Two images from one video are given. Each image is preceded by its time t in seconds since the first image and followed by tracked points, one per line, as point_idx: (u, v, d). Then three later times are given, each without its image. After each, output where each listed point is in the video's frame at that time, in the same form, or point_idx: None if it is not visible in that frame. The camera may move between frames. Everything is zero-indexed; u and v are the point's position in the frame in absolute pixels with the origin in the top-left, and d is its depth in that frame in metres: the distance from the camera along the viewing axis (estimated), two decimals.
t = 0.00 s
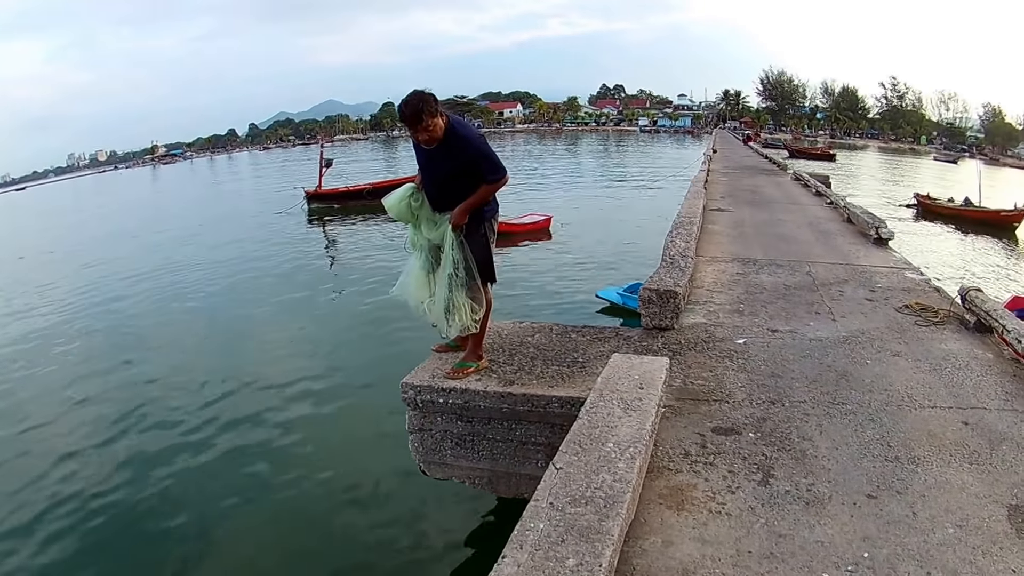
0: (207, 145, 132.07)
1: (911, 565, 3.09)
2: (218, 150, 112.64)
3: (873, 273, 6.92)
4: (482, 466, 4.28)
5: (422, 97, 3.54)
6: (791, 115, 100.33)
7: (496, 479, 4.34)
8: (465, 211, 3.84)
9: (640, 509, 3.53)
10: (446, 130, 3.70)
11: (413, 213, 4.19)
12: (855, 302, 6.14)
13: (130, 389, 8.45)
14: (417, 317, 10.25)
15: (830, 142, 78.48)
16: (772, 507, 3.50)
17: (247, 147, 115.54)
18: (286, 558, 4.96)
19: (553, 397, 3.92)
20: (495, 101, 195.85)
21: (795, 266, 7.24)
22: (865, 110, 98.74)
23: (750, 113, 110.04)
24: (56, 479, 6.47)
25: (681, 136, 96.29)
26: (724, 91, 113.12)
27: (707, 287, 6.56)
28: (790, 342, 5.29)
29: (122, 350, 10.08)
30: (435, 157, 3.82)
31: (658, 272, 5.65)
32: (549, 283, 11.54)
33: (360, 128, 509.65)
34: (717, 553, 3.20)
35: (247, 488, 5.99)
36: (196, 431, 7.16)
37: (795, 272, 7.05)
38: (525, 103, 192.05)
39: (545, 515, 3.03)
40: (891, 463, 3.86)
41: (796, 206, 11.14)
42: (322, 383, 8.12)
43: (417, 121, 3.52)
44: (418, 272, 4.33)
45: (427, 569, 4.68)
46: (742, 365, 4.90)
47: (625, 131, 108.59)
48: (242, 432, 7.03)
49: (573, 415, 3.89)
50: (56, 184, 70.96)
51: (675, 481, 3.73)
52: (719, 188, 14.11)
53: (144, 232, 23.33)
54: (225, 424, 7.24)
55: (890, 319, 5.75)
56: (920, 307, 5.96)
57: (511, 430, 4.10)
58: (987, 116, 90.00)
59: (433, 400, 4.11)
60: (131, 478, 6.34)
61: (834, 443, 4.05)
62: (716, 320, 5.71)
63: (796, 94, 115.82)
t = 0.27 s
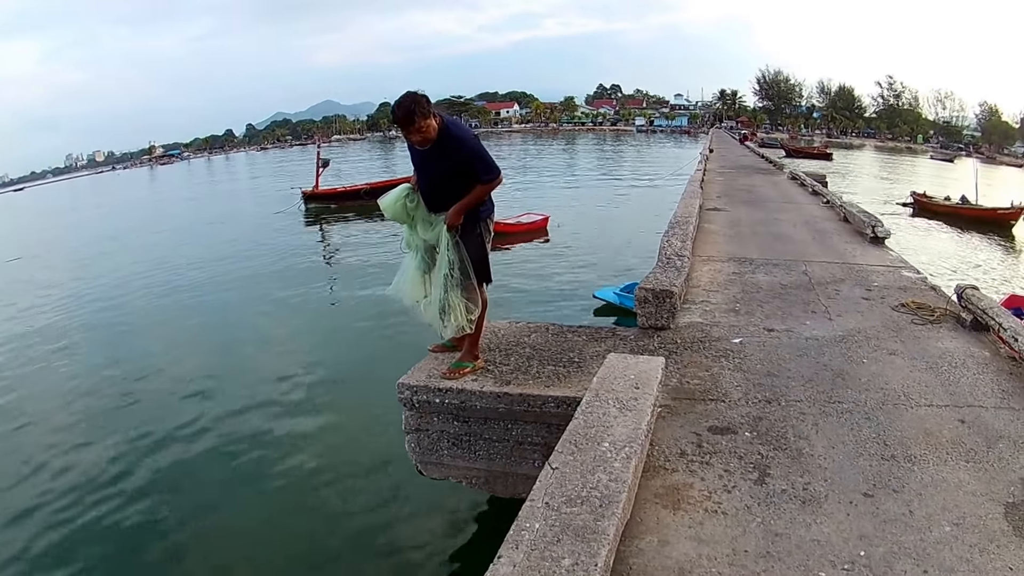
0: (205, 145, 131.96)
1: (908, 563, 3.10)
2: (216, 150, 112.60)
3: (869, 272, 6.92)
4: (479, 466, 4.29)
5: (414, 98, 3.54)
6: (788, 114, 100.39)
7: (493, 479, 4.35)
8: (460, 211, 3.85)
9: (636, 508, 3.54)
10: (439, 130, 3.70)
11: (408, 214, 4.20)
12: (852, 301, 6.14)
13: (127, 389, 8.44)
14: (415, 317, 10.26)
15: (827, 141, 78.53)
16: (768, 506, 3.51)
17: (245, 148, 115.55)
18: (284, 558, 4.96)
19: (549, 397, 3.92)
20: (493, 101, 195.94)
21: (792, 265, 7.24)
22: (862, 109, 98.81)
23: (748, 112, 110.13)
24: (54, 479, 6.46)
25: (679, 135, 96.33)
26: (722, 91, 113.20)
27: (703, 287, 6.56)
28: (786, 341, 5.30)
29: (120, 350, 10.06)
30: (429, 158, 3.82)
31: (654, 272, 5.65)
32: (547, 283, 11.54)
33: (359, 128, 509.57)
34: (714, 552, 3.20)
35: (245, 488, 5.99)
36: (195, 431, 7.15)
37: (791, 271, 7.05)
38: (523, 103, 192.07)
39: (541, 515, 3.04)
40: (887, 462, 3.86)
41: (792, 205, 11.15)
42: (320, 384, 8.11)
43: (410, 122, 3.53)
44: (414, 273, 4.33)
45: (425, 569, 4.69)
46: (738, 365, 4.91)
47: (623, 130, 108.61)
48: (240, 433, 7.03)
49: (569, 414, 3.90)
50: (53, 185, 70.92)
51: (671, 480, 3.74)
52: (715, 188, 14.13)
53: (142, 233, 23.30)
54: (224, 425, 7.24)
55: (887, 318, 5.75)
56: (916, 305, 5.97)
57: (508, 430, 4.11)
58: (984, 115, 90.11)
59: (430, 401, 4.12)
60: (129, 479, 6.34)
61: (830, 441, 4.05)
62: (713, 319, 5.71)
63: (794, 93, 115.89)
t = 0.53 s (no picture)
0: (204, 146, 131.89)
1: (906, 562, 3.10)
2: (215, 151, 112.57)
3: (867, 270, 6.92)
4: (477, 465, 4.30)
5: (407, 98, 3.55)
6: (787, 113, 100.38)
7: (491, 478, 4.36)
8: (457, 211, 3.85)
9: (633, 507, 3.55)
10: (433, 130, 3.71)
11: (405, 213, 4.19)
12: (849, 300, 6.15)
13: (127, 390, 8.44)
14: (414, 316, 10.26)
15: (825, 140, 78.50)
16: (765, 505, 3.51)
17: (244, 148, 115.48)
18: (283, 557, 4.97)
19: (546, 396, 3.93)
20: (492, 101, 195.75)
21: (789, 264, 7.24)
22: (860, 107, 98.80)
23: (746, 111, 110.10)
24: (54, 480, 6.46)
25: (677, 134, 96.29)
26: (720, 90, 113.16)
27: (700, 286, 6.56)
28: (783, 340, 5.30)
29: (119, 351, 10.06)
30: (424, 158, 3.83)
31: (651, 272, 5.66)
32: (545, 283, 11.53)
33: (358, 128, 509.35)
34: (711, 551, 3.20)
35: (245, 488, 6.00)
36: (194, 431, 7.15)
37: (789, 270, 7.05)
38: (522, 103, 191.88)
39: (538, 515, 3.04)
40: (884, 460, 3.87)
41: (789, 204, 11.15)
42: (319, 384, 8.12)
43: (403, 122, 3.53)
44: (411, 273, 4.34)
45: (424, 567, 4.71)
46: (734, 363, 4.91)
47: (621, 130, 108.59)
48: (240, 433, 7.04)
49: (566, 414, 3.91)
50: (51, 186, 70.88)
51: (668, 479, 3.75)
52: (713, 187, 14.13)
53: (140, 233, 23.28)
54: (223, 425, 7.25)
55: (884, 316, 5.76)
56: (913, 304, 5.97)
57: (505, 430, 4.12)
58: (983, 113, 90.14)
59: (427, 401, 4.13)
60: (129, 479, 6.35)
61: (827, 440, 4.06)
62: (710, 318, 5.72)
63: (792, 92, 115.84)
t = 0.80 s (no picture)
0: (204, 146, 131.97)
1: (904, 561, 3.11)
2: (215, 151, 112.67)
3: (865, 270, 6.92)
4: (475, 465, 4.31)
5: (403, 99, 3.57)
6: (786, 112, 100.35)
7: (489, 478, 4.37)
8: (454, 211, 3.87)
9: (631, 507, 3.55)
10: (430, 131, 3.72)
11: (403, 213, 4.20)
12: (847, 299, 6.15)
13: (127, 390, 8.44)
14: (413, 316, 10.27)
15: (825, 139, 78.49)
16: (764, 505, 3.52)
17: (244, 149, 115.58)
18: (283, 556, 4.98)
19: (544, 396, 3.94)
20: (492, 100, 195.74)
21: (787, 264, 7.24)
22: (860, 106, 98.75)
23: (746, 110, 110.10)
24: (55, 480, 6.46)
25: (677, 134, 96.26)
26: (720, 89, 113.14)
27: (698, 286, 6.57)
28: (781, 340, 5.31)
29: (119, 351, 10.06)
30: (421, 158, 3.85)
31: (649, 271, 5.66)
32: (544, 282, 11.54)
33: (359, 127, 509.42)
34: (708, 550, 3.21)
35: (245, 488, 6.00)
36: (195, 431, 7.16)
37: (787, 270, 7.05)
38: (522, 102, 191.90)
39: (535, 514, 3.05)
40: (882, 459, 3.87)
41: (787, 204, 11.15)
42: (319, 384, 8.13)
43: (399, 124, 3.55)
44: (409, 273, 4.34)
45: (423, 567, 4.73)
46: (732, 363, 4.92)
47: (621, 129, 108.60)
48: (240, 432, 7.04)
49: (564, 414, 3.91)
50: (51, 187, 70.96)
51: (666, 479, 3.75)
52: (712, 187, 14.13)
53: (139, 233, 23.30)
54: (224, 424, 7.25)
55: (881, 315, 5.77)
56: (911, 303, 5.97)
57: (503, 430, 4.13)
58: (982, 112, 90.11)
59: (425, 401, 4.14)
60: (129, 479, 6.35)
61: (825, 439, 4.06)
62: (708, 318, 5.72)
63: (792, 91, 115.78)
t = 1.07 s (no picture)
0: (202, 147, 131.88)
1: (899, 561, 3.13)
2: (214, 153, 112.64)
3: (860, 271, 6.96)
4: (472, 466, 4.33)
5: (397, 104, 3.60)
6: (782, 114, 100.56)
7: (486, 479, 4.39)
8: (451, 212, 3.89)
9: (628, 508, 3.57)
10: (425, 134, 3.75)
11: (401, 216, 4.23)
12: (842, 300, 6.17)
13: (127, 392, 8.44)
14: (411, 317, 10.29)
15: (821, 140, 78.66)
16: (759, 505, 3.54)
17: (243, 150, 115.59)
18: (282, 557, 5.00)
19: (541, 397, 3.95)
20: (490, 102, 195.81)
21: (784, 265, 7.26)
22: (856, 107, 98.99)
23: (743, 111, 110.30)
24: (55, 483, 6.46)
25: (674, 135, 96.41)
26: (715, 90, 113.33)
27: (694, 287, 6.59)
28: (777, 341, 5.33)
29: (118, 352, 10.06)
30: (417, 161, 3.88)
31: (646, 273, 5.68)
32: (541, 284, 11.56)
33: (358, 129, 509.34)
34: (705, 551, 3.23)
35: (245, 489, 6.01)
36: (194, 433, 7.17)
37: (784, 271, 7.08)
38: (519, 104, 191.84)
39: (532, 515, 3.07)
40: (878, 460, 3.89)
41: (783, 205, 11.18)
42: (318, 385, 8.14)
43: (393, 128, 3.58)
44: (407, 275, 4.37)
45: (420, 567, 4.75)
46: (729, 364, 4.94)
47: (618, 132, 108.70)
48: (239, 434, 7.05)
49: (561, 415, 3.93)
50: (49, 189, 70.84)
51: (662, 479, 3.77)
52: (708, 188, 14.17)
53: (137, 235, 23.31)
54: (224, 427, 7.26)
55: (877, 316, 5.79)
56: (907, 303, 6.00)
57: (500, 431, 4.14)
58: (978, 113, 90.39)
59: (423, 402, 4.15)
60: (128, 481, 6.37)
61: (821, 440, 4.08)
62: (704, 319, 5.74)
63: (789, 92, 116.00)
